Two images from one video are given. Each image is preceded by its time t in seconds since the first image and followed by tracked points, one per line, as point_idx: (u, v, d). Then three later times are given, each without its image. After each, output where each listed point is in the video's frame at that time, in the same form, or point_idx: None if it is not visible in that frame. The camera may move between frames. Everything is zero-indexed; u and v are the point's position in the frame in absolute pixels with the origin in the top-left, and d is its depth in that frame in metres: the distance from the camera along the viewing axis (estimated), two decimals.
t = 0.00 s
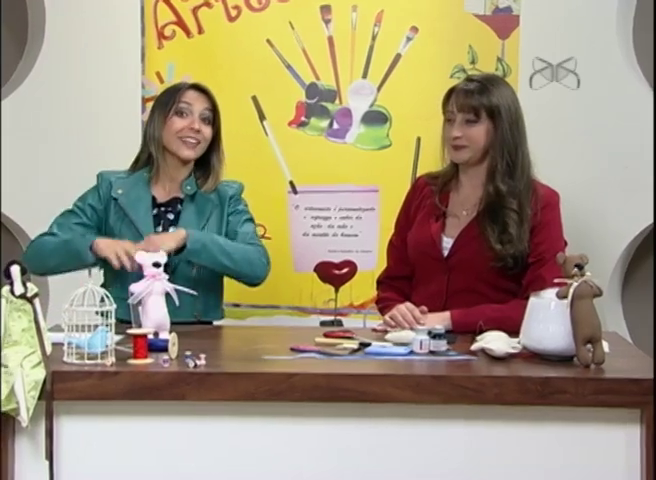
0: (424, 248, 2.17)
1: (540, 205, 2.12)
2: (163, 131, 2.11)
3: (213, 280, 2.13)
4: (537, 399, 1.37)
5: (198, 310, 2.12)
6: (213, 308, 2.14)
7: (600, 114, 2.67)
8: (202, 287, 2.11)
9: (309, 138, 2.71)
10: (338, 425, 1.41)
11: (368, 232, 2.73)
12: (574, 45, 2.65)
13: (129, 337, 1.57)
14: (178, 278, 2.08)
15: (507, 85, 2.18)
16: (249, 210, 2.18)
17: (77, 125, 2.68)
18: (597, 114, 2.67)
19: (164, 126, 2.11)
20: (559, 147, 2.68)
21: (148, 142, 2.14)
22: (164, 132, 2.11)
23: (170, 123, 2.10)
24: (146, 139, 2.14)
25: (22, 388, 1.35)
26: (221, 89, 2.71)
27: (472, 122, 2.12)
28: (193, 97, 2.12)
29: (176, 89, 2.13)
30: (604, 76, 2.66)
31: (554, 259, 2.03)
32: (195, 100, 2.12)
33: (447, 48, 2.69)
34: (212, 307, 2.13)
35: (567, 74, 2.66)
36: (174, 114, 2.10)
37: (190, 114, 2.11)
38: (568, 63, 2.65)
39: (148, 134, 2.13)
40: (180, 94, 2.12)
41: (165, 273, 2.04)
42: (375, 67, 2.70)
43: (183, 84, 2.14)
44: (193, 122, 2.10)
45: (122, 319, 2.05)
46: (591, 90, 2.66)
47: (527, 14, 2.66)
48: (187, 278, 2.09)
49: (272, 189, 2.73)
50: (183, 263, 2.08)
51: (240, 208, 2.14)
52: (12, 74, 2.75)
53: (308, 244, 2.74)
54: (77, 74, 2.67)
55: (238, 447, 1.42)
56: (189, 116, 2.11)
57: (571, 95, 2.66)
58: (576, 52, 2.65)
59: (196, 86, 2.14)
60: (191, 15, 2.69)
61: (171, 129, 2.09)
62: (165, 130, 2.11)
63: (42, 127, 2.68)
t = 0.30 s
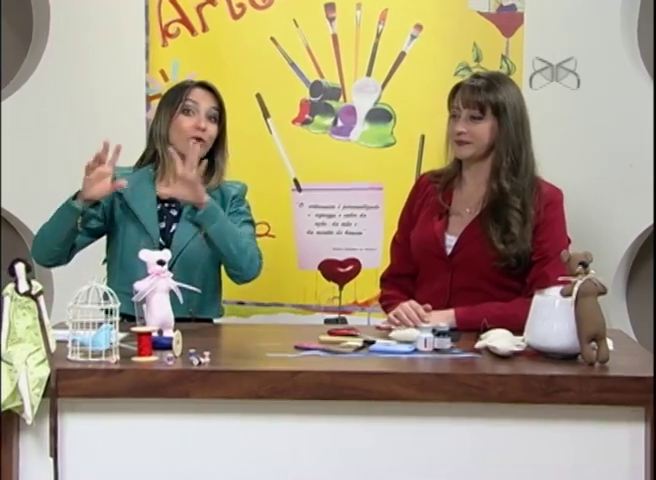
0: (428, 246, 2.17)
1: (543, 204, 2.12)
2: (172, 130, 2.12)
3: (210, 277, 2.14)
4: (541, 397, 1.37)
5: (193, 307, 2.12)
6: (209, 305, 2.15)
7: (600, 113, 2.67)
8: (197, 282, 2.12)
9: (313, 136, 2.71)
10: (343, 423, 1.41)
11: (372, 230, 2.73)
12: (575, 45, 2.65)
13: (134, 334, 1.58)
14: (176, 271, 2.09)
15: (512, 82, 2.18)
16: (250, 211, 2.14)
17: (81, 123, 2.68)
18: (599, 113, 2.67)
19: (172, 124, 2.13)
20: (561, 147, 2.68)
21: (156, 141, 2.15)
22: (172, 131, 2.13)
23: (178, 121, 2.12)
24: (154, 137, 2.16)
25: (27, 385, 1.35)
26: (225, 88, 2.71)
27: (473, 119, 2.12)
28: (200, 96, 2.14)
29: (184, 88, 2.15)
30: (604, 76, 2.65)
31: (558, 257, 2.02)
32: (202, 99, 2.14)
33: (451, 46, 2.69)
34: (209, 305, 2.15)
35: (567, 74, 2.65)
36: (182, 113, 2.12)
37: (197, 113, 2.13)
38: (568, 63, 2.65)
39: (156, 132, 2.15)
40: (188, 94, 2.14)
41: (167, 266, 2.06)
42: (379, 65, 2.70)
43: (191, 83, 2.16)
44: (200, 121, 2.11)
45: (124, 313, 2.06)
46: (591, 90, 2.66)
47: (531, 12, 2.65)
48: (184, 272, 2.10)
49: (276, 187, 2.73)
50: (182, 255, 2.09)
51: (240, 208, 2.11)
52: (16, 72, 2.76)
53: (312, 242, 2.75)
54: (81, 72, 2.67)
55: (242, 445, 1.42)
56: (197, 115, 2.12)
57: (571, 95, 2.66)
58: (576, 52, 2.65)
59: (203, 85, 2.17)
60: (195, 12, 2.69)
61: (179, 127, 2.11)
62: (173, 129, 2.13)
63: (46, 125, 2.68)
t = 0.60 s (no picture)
0: (432, 242, 2.17)
1: (549, 201, 2.11)
2: (172, 136, 2.11)
3: (214, 274, 2.13)
4: (546, 394, 1.37)
5: (197, 304, 2.12)
6: (212, 303, 2.15)
7: (600, 114, 2.66)
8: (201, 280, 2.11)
9: (317, 133, 2.71)
10: (346, 420, 1.42)
11: (376, 227, 2.73)
12: (575, 45, 2.65)
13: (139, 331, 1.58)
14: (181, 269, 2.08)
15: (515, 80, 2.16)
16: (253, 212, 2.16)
17: (85, 120, 2.69)
18: (600, 112, 2.66)
19: (172, 130, 2.11)
20: (561, 147, 2.68)
21: (155, 143, 2.14)
22: (172, 136, 2.11)
23: (179, 128, 2.10)
24: (153, 139, 2.15)
25: (32, 382, 1.36)
26: (229, 85, 2.71)
27: (480, 123, 2.12)
28: (200, 103, 2.10)
29: (183, 93, 2.11)
30: (603, 76, 2.65)
31: (563, 254, 2.02)
32: (202, 106, 2.10)
33: (455, 43, 2.68)
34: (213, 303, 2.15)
35: (567, 74, 2.65)
36: (182, 120, 2.10)
37: (197, 121, 2.10)
38: (568, 63, 2.65)
39: (155, 136, 2.14)
40: (188, 100, 2.11)
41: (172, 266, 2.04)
42: (383, 61, 2.69)
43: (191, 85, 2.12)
44: (200, 130, 2.10)
45: (128, 311, 2.05)
46: (591, 90, 2.65)
47: (536, 8, 2.65)
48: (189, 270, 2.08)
49: (280, 184, 2.73)
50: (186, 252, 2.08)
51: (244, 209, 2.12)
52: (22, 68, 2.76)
53: (316, 239, 2.75)
54: (85, 69, 2.67)
55: (246, 441, 1.43)
56: (196, 123, 2.10)
57: (571, 95, 2.66)
58: (576, 52, 2.65)
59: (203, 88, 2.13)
60: (199, 9, 2.69)
61: (179, 135, 2.10)
62: (172, 135, 2.11)
63: (50, 122, 2.68)
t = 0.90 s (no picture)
0: (435, 240, 2.17)
1: (551, 198, 2.11)
2: (164, 136, 2.11)
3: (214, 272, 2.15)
4: (548, 391, 1.37)
5: (201, 303, 2.14)
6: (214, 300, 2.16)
7: (600, 114, 2.66)
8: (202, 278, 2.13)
9: (320, 130, 2.71)
10: (349, 417, 1.42)
11: (379, 224, 2.73)
12: (575, 45, 2.64)
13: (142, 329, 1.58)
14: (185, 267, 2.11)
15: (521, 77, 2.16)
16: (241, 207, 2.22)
17: (88, 117, 2.69)
18: (600, 112, 2.66)
19: (164, 129, 2.11)
20: (561, 146, 2.68)
21: (146, 142, 2.14)
22: (164, 136, 2.12)
23: (171, 128, 2.10)
24: (143, 138, 2.15)
25: (35, 379, 1.36)
26: (232, 83, 2.71)
27: (482, 116, 2.11)
28: (192, 102, 2.11)
29: (175, 92, 2.11)
30: (603, 76, 2.65)
31: (566, 251, 2.02)
32: (194, 105, 2.11)
33: (458, 39, 2.68)
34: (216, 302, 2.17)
35: (567, 74, 2.65)
36: (174, 120, 2.10)
37: (189, 120, 2.11)
38: (568, 63, 2.64)
39: (146, 135, 2.13)
40: (180, 99, 2.10)
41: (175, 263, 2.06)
42: (386, 59, 2.69)
43: (181, 82, 2.11)
44: (193, 130, 2.10)
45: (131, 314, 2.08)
46: (591, 90, 2.65)
47: (539, 6, 2.65)
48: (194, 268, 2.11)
49: (282, 182, 2.73)
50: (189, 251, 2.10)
51: (234, 204, 2.18)
52: (25, 66, 2.76)
53: (319, 237, 2.75)
54: (87, 67, 2.68)
55: (249, 438, 1.43)
56: (189, 123, 2.10)
57: (571, 95, 2.66)
58: (576, 51, 2.64)
59: (193, 86, 2.12)
60: (202, 7, 2.69)
61: (172, 135, 2.10)
62: (165, 135, 2.11)
63: (53, 119, 2.69)
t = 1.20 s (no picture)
0: (440, 238, 2.16)
1: (556, 195, 2.11)
2: (163, 135, 2.13)
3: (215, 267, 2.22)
4: (552, 390, 1.37)
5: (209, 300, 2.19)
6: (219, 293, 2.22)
7: (599, 114, 2.67)
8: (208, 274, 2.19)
9: (323, 128, 2.71)
10: (353, 415, 1.42)
11: (383, 222, 2.73)
12: (575, 45, 2.65)
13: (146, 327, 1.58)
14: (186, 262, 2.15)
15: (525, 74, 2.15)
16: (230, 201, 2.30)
17: (92, 115, 2.71)
18: (601, 111, 2.67)
19: (162, 129, 2.13)
20: (562, 146, 2.68)
21: (143, 144, 2.14)
22: (163, 135, 2.13)
23: (169, 126, 2.11)
24: (139, 141, 2.15)
25: (39, 377, 1.36)
26: (236, 82, 2.71)
27: (486, 114, 2.11)
28: (187, 97, 2.13)
29: (169, 90, 2.12)
30: (603, 76, 2.65)
31: (570, 249, 2.02)
32: (189, 101, 2.13)
33: (462, 36, 2.68)
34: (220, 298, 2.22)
35: (567, 74, 2.66)
36: (172, 118, 2.12)
37: (187, 116, 2.13)
38: (568, 63, 2.65)
39: (143, 137, 2.14)
40: (175, 95, 2.12)
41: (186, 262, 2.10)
42: (389, 57, 2.69)
43: (173, 79, 2.14)
44: (192, 125, 2.12)
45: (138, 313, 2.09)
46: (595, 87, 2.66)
47: (543, 4, 2.65)
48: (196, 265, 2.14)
49: (287, 180, 2.73)
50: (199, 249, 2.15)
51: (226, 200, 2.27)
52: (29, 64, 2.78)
53: (323, 235, 2.75)
54: (92, 65, 2.69)
55: (253, 436, 1.43)
56: (187, 119, 2.12)
57: (571, 96, 2.66)
58: (576, 52, 2.65)
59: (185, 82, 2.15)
60: (206, 5, 2.69)
61: (171, 133, 2.11)
62: (163, 134, 2.13)
63: (57, 117, 2.71)
